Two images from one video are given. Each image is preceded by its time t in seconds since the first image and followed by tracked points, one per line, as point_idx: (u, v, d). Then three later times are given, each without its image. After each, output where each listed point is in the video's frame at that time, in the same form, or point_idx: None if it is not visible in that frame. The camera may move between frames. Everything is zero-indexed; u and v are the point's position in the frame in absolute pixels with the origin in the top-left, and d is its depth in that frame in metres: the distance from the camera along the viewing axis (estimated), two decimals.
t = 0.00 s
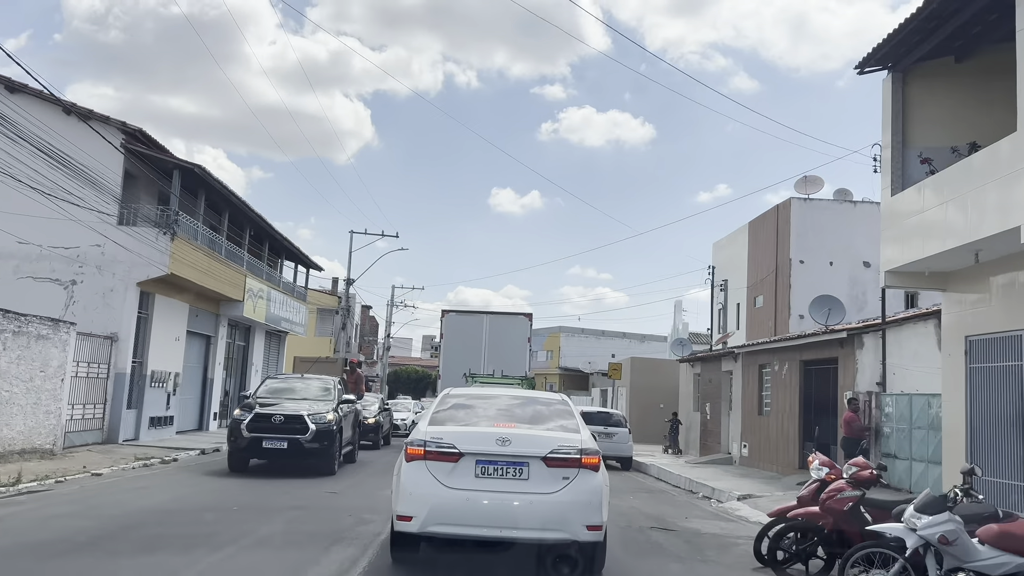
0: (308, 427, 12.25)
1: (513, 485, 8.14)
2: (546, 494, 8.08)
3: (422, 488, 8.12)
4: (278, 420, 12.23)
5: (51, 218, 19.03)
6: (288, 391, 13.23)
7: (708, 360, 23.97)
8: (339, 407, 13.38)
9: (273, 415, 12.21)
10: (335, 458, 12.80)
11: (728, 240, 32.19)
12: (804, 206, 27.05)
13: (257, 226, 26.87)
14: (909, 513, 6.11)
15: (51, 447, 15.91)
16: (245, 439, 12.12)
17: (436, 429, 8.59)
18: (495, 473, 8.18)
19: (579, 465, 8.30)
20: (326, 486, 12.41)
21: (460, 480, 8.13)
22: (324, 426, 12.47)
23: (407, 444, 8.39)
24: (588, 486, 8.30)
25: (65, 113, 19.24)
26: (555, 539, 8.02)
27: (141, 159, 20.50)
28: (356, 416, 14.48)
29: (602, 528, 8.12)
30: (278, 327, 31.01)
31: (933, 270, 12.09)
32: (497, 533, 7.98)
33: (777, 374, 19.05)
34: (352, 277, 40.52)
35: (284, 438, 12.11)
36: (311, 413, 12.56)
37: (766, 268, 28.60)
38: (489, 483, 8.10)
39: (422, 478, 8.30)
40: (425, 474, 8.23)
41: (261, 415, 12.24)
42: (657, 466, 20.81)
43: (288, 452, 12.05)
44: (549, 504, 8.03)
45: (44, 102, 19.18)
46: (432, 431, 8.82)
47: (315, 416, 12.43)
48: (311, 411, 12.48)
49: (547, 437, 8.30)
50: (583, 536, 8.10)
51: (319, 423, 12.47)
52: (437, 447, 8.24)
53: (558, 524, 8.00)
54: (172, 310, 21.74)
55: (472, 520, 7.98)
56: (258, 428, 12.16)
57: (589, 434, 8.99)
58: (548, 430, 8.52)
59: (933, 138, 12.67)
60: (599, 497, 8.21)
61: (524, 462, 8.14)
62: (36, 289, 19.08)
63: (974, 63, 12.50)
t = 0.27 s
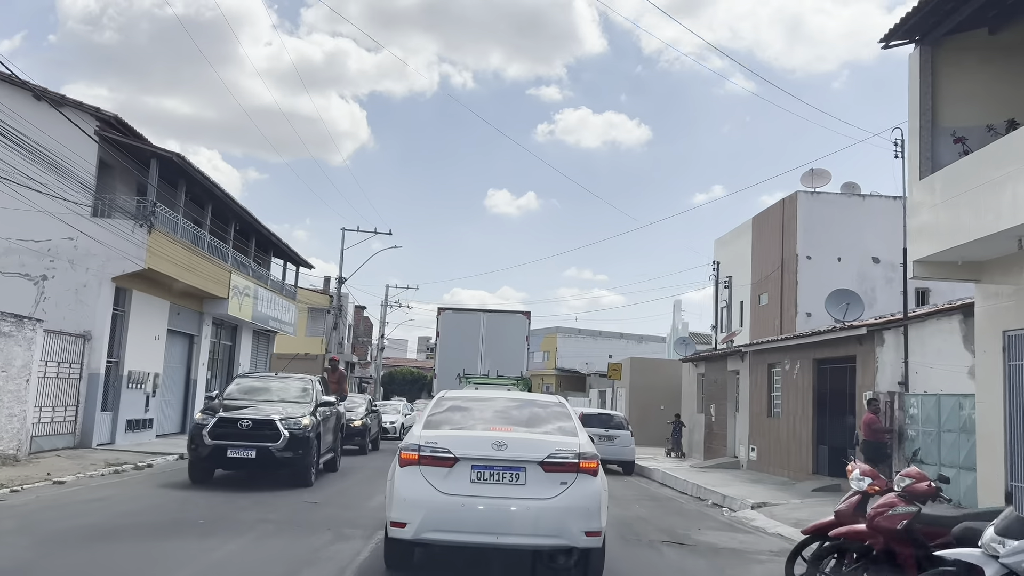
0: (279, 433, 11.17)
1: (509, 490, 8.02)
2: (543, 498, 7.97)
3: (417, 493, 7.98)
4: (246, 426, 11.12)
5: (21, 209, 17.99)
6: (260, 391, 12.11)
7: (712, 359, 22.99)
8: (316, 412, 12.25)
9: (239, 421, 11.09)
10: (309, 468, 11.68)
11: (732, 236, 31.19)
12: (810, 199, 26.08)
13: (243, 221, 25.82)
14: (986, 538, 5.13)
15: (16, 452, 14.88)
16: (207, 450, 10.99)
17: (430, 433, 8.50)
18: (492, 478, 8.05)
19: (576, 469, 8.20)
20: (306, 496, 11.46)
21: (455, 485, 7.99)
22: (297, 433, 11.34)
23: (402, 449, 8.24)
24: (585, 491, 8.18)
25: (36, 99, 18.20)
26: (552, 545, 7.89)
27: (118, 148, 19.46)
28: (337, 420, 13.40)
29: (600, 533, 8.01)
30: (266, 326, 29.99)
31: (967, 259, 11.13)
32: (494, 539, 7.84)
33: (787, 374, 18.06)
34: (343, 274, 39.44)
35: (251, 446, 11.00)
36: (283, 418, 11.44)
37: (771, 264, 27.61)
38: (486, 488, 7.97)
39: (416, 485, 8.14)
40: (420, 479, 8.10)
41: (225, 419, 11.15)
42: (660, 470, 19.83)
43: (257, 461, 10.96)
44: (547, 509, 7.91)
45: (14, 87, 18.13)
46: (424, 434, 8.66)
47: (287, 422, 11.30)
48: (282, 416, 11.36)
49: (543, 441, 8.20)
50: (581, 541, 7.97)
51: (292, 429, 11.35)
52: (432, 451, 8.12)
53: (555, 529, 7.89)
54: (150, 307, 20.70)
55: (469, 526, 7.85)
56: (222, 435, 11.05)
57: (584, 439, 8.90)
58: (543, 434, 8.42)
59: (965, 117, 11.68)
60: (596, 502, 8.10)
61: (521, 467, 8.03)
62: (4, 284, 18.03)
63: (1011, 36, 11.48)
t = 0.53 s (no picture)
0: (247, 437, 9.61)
1: (510, 494, 7.76)
2: (545, 502, 7.73)
3: (415, 496, 7.74)
4: (207, 428, 9.57)
5: None
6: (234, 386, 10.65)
7: (719, 357, 22.06)
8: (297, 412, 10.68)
9: (200, 422, 9.58)
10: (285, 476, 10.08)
11: (736, 231, 30.26)
12: (820, 192, 25.19)
13: (230, 215, 24.86)
14: None
15: None
16: (162, 455, 9.39)
17: (430, 436, 8.32)
18: (493, 481, 7.80)
19: (579, 472, 7.96)
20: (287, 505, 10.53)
21: (454, 488, 7.76)
22: (267, 438, 9.77)
23: (400, 450, 7.97)
24: (588, 494, 7.93)
25: (9, 82, 17.24)
26: (554, 550, 7.65)
27: (96, 135, 18.48)
28: (322, 421, 12.24)
29: (604, 538, 7.76)
30: (256, 325, 29.02)
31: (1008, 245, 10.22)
32: (494, 543, 7.61)
33: (801, 371, 17.12)
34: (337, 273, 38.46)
35: (214, 451, 9.42)
36: (253, 418, 9.87)
37: (778, 260, 26.68)
38: (486, 492, 7.73)
39: (415, 488, 7.89)
40: (418, 482, 7.85)
41: (184, 419, 9.58)
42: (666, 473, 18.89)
43: (218, 470, 9.37)
44: (549, 513, 7.67)
45: None
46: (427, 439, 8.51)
47: (255, 424, 9.72)
48: (251, 416, 9.78)
49: (545, 444, 7.94)
50: (585, 546, 7.73)
51: (262, 432, 9.76)
52: (431, 453, 7.88)
53: (557, 533, 7.66)
54: (131, 303, 19.72)
55: (468, 530, 7.63)
56: (180, 438, 9.50)
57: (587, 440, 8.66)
58: (545, 436, 8.18)
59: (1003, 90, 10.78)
60: (600, 505, 7.85)
61: (522, 470, 7.79)
62: None
63: None
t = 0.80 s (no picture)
0: (203, 441, 8.29)
1: (511, 494, 7.60)
2: (546, 502, 7.56)
3: (415, 495, 7.57)
4: (157, 429, 8.24)
5: None
6: (200, 383, 9.36)
7: (728, 353, 21.18)
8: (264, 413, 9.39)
9: (146, 422, 8.24)
10: (249, 483, 8.76)
11: (742, 224, 29.37)
12: (830, 183, 24.29)
13: (218, 206, 23.89)
14: None
15: None
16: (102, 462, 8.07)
17: (427, 432, 7.96)
18: (493, 481, 7.64)
19: (581, 472, 7.80)
20: (262, 514, 9.66)
21: (454, 488, 7.58)
22: (226, 440, 8.44)
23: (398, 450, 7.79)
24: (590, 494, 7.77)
25: None
26: (554, 551, 7.47)
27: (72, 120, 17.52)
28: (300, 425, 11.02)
29: (606, 540, 7.60)
30: (246, 321, 28.09)
31: None
32: (493, 545, 7.43)
33: (816, 367, 16.23)
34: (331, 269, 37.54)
35: (163, 457, 8.10)
36: (211, 418, 8.57)
37: (786, 254, 25.76)
38: (487, 492, 7.56)
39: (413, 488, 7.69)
40: (416, 482, 7.67)
41: (129, 419, 8.24)
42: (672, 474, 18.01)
43: (169, 479, 8.06)
44: (550, 513, 7.50)
45: None
46: (422, 432, 7.94)
47: (212, 424, 8.40)
48: (208, 416, 8.47)
49: (546, 443, 7.78)
50: (586, 548, 7.55)
51: (220, 433, 8.44)
52: (430, 453, 7.72)
53: (558, 533, 7.49)
54: (111, 297, 18.81)
55: (467, 530, 7.45)
56: (124, 441, 8.16)
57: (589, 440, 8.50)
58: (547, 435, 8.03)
59: None
60: (602, 506, 7.69)
61: (524, 469, 7.64)
62: None
63: None
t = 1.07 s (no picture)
0: (141, 446, 6.89)
1: (510, 493, 7.30)
2: (546, 501, 7.27)
3: (411, 495, 7.25)
4: (86, 431, 6.85)
5: None
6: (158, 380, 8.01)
7: (738, 350, 20.33)
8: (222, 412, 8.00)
9: (73, 423, 6.85)
10: (202, 494, 7.35)
11: (749, 219, 28.52)
12: (841, 174, 23.45)
13: (206, 196, 22.98)
14: None
15: None
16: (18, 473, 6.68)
17: (423, 431, 7.65)
18: (491, 480, 7.34)
19: (582, 471, 7.52)
20: (238, 523, 8.82)
21: (451, 487, 7.28)
22: (171, 444, 7.05)
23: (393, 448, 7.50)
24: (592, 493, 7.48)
25: None
26: (555, 552, 7.18)
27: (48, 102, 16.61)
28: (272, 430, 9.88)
29: (608, 540, 7.32)
30: (237, 317, 27.18)
31: None
32: (492, 546, 7.12)
33: (833, 364, 15.39)
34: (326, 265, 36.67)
35: (92, 466, 6.72)
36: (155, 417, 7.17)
37: (795, 247, 24.92)
38: (485, 491, 7.26)
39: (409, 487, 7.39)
40: (411, 482, 7.36)
41: (52, 420, 6.86)
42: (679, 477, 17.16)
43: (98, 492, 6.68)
44: (550, 513, 7.21)
45: None
46: (417, 431, 7.62)
47: (154, 425, 7.00)
48: (149, 415, 7.07)
49: (545, 441, 7.50)
50: (588, 548, 7.26)
51: (165, 436, 7.05)
52: (426, 452, 7.43)
53: (558, 534, 7.20)
54: (91, 290, 17.93)
55: (465, 531, 7.14)
56: (47, 446, 6.78)
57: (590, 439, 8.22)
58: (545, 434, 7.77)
59: None
60: (604, 504, 7.40)
61: (523, 468, 7.35)
62: None
63: None
